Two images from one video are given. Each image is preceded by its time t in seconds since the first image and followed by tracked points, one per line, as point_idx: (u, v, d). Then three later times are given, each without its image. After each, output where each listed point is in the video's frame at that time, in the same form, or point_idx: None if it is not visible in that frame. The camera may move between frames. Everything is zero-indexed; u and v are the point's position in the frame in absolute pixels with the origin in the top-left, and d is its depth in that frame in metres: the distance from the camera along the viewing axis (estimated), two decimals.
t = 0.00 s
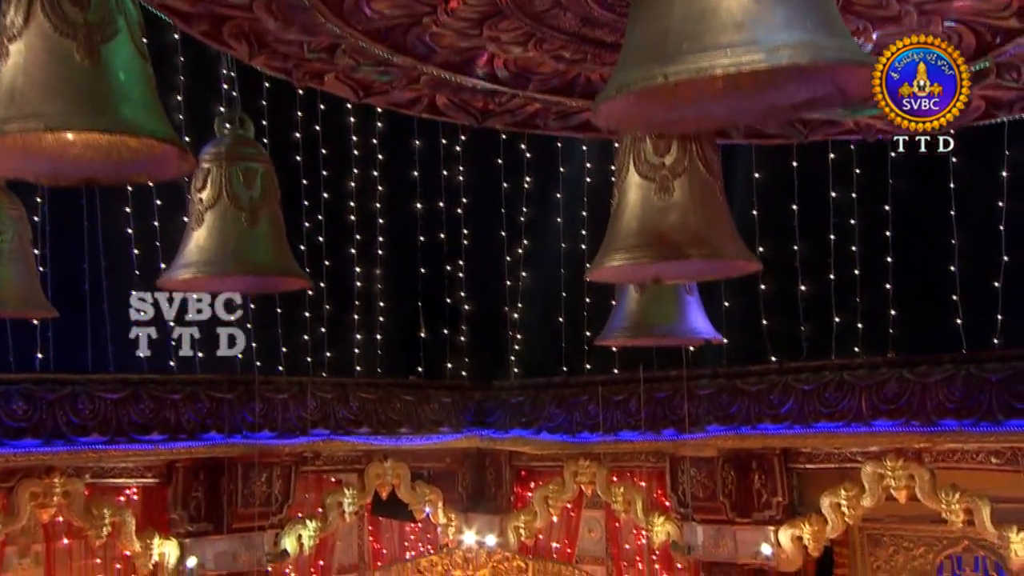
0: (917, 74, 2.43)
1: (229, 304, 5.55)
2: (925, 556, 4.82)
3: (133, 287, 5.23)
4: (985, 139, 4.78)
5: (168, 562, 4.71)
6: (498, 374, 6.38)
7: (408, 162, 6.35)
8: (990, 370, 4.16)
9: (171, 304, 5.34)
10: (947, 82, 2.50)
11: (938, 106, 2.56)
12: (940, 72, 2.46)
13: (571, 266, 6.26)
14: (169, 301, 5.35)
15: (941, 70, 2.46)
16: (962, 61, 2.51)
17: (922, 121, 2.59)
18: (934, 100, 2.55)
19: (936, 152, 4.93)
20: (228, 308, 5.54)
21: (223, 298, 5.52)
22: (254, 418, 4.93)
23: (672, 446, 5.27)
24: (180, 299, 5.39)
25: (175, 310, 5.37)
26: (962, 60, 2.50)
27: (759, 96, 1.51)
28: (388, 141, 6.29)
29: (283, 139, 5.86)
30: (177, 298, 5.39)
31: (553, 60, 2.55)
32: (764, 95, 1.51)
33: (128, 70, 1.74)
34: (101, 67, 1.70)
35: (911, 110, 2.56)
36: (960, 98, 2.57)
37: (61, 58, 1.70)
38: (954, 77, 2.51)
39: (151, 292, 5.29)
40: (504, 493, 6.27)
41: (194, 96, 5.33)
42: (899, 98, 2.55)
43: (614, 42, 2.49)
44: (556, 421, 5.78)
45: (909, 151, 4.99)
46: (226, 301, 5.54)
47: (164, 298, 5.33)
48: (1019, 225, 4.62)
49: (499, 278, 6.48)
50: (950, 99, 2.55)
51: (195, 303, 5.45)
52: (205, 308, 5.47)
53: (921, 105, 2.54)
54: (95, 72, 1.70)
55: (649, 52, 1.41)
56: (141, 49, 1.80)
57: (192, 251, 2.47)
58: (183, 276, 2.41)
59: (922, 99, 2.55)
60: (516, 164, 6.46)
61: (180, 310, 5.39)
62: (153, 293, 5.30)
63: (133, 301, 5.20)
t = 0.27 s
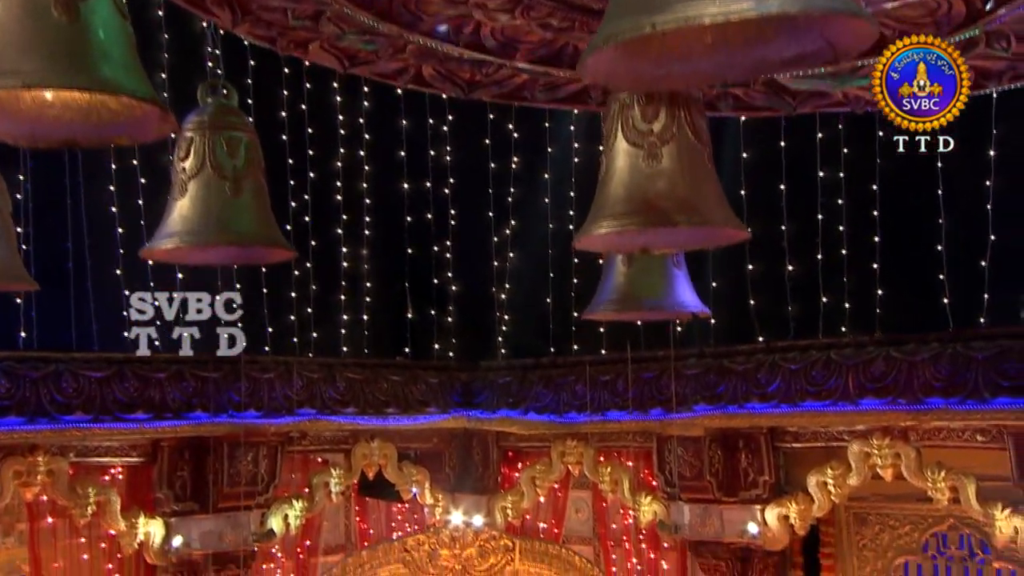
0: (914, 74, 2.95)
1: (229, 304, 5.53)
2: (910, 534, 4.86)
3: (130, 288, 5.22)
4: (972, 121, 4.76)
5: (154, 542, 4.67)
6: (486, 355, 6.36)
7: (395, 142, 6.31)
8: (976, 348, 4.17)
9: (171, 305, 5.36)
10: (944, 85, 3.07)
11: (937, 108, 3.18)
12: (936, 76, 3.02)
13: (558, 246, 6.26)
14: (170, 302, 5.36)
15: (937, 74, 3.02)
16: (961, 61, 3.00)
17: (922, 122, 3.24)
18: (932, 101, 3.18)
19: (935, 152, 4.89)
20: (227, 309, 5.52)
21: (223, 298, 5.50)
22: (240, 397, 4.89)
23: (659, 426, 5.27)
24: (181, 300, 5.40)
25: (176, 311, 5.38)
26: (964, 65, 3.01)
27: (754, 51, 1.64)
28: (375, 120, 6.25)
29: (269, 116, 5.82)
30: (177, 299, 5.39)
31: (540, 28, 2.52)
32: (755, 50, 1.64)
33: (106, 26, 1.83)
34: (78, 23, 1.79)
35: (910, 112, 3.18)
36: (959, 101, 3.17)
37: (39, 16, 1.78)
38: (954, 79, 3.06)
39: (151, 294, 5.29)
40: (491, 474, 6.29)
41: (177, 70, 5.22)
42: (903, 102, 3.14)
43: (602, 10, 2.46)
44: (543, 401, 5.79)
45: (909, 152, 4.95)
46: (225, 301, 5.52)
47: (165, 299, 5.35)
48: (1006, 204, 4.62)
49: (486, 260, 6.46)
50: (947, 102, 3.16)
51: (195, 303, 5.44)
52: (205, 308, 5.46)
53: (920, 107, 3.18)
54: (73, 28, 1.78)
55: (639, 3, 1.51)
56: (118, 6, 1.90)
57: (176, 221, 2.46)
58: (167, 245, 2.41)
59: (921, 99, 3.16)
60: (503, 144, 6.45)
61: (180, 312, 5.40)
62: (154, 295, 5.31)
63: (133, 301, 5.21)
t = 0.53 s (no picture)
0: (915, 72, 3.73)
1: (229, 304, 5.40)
2: (913, 515, 4.86)
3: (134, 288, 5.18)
4: (977, 101, 4.75)
5: (157, 522, 4.69)
6: (489, 337, 6.34)
7: (397, 123, 6.28)
8: (981, 328, 4.15)
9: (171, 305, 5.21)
10: (944, 85, 3.86)
11: (937, 108, 3.99)
12: (934, 76, 3.83)
13: (561, 228, 6.27)
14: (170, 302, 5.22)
15: (936, 75, 3.83)
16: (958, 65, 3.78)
17: (924, 123, 4.03)
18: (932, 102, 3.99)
19: (935, 152, 4.87)
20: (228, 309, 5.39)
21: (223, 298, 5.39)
22: (242, 378, 4.87)
23: (662, 407, 5.26)
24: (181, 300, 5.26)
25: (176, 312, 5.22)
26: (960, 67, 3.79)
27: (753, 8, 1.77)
28: (377, 101, 6.22)
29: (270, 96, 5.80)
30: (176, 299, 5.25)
31: None
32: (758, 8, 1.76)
33: None
34: None
35: (913, 112, 4.00)
36: (956, 102, 3.94)
37: None
38: (953, 79, 3.83)
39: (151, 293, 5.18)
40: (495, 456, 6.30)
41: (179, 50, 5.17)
42: (907, 102, 3.97)
43: None
44: (546, 383, 5.77)
45: (909, 151, 4.94)
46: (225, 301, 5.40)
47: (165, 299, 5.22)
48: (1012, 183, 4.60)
49: (488, 244, 6.44)
50: (944, 102, 3.96)
51: (195, 303, 5.30)
52: (205, 308, 5.30)
53: (922, 106, 4.00)
54: None
55: None
56: None
57: (176, 194, 2.45)
58: (168, 218, 2.39)
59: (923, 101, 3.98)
60: (506, 126, 6.43)
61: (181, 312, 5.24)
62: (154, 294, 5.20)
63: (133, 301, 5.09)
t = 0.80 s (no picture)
0: (913, 72, 4.93)
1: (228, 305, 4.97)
2: (919, 490, 4.87)
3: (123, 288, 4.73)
4: (985, 75, 4.76)
5: (162, 498, 4.73)
6: (494, 314, 6.32)
7: (402, 100, 6.25)
8: (989, 303, 4.13)
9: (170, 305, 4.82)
10: (944, 85, 4.84)
11: (937, 108, 4.85)
12: (934, 76, 4.84)
13: (567, 205, 6.26)
14: (170, 302, 4.84)
15: (936, 75, 4.84)
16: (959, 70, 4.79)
17: (924, 121, 4.88)
18: (933, 103, 4.87)
19: (935, 152, 4.88)
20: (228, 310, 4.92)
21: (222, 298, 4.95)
22: (247, 354, 4.86)
23: (668, 383, 5.25)
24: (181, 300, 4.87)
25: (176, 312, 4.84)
26: (958, 69, 4.78)
27: None
28: (381, 77, 6.20)
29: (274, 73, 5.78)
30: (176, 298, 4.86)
31: None
32: None
33: None
34: None
35: (913, 111, 4.93)
36: (955, 103, 4.82)
37: None
38: (953, 80, 4.80)
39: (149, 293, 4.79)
40: (500, 433, 6.31)
41: (183, 25, 5.12)
42: (908, 100, 4.95)
43: None
44: (551, 359, 5.77)
45: (909, 152, 4.92)
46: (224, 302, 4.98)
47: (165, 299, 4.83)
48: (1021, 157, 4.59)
49: (492, 222, 6.42)
50: (944, 102, 4.83)
51: (195, 304, 4.90)
52: (205, 309, 4.90)
53: (924, 106, 4.89)
54: None
55: None
56: None
57: (178, 160, 2.42)
58: (170, 183, 2.36)
59: (923, 101, 4.90)
60: (511, 102, 6.41)
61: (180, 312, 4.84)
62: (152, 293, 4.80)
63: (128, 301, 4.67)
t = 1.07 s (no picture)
0: (914, 71, 4.96)
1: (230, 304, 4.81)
2: (926, 467, 4.87)
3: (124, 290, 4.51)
4: (992, 56, 4.73)
5: (167, 474, 4.74)
6: (499, 292, 6.31)
7: (406, 77, 6.24)
8: (996, 277, 4.11)
9: (171, 305, 4.60)
10: (944, 85, 4.89)
11: (937, 108, 4.89)
12: (934, 76, 4.90)
13: (572, 182, 6.21)
14: (170, 302, 4.61)
15: (936, 75, 4.90)
16: (960, 70, 4.83)
17: (924, 121, 4.91)
18: (933, 103, 4.91)
19: (935, 152, 4.87)
20: (228, 309, 4.79)
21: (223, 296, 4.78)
22: (252, 330, 4.86)
23: (673, 360, 5.23)
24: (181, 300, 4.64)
25: (176, 312, 4.62)
26: (959, 68, 4.83)
27: None
28: (385, 55, 6.18)
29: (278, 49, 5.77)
30: (176, 298, 4.63)
31: None
32: None
33: None
34: None
35: (913, 111, 4.95)
36: (955, 102, 4.85)
37: None
38: (953, 79, 4.85)
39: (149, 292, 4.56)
40: (504, 411, 6.31)
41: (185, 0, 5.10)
42: (908, 100, 4.96)
43: None
44: (556, 337, 5.76)
45: (909, 151, 4.92)
46: (226, 300, 4.80)
47: (164, 298, 4.59)
48: None
49: (498, 200, 6.39)
50: (944, 102, 4.87)
51: (195, 302, 4.69)
52: (206, 308, 4.71)
53: (923, 106, 4.92)
54: None
55: None
56: None
57: (181, 125, 2.44)
58: (173, 149, 2.40)
59: (923, 102, 4.94)
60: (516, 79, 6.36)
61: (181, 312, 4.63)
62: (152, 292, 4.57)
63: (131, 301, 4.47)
